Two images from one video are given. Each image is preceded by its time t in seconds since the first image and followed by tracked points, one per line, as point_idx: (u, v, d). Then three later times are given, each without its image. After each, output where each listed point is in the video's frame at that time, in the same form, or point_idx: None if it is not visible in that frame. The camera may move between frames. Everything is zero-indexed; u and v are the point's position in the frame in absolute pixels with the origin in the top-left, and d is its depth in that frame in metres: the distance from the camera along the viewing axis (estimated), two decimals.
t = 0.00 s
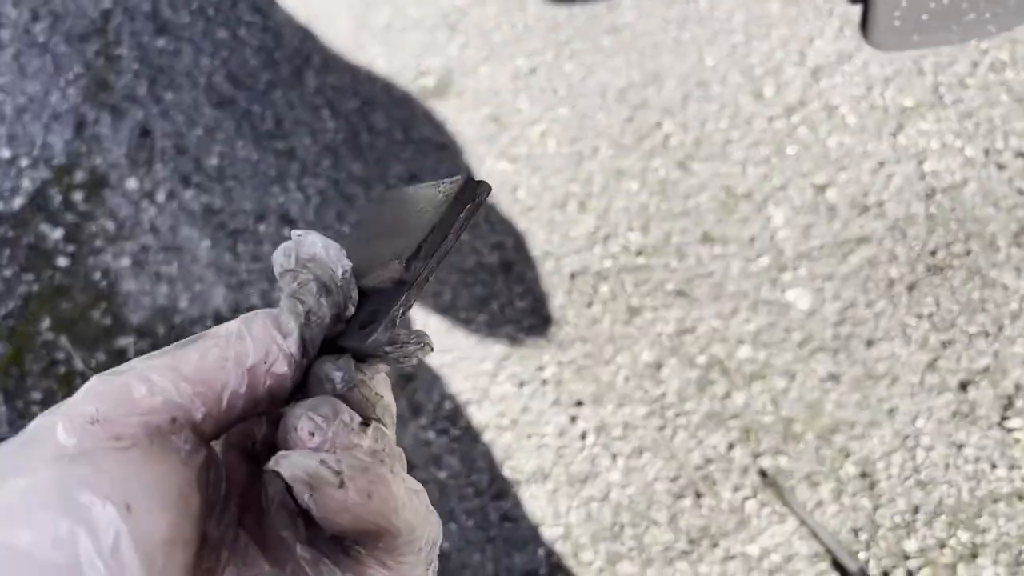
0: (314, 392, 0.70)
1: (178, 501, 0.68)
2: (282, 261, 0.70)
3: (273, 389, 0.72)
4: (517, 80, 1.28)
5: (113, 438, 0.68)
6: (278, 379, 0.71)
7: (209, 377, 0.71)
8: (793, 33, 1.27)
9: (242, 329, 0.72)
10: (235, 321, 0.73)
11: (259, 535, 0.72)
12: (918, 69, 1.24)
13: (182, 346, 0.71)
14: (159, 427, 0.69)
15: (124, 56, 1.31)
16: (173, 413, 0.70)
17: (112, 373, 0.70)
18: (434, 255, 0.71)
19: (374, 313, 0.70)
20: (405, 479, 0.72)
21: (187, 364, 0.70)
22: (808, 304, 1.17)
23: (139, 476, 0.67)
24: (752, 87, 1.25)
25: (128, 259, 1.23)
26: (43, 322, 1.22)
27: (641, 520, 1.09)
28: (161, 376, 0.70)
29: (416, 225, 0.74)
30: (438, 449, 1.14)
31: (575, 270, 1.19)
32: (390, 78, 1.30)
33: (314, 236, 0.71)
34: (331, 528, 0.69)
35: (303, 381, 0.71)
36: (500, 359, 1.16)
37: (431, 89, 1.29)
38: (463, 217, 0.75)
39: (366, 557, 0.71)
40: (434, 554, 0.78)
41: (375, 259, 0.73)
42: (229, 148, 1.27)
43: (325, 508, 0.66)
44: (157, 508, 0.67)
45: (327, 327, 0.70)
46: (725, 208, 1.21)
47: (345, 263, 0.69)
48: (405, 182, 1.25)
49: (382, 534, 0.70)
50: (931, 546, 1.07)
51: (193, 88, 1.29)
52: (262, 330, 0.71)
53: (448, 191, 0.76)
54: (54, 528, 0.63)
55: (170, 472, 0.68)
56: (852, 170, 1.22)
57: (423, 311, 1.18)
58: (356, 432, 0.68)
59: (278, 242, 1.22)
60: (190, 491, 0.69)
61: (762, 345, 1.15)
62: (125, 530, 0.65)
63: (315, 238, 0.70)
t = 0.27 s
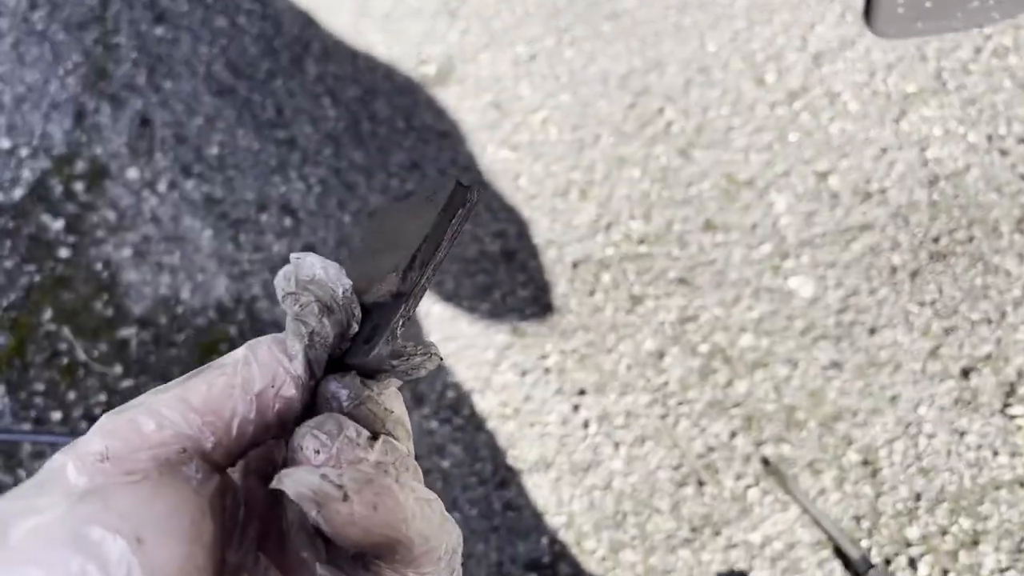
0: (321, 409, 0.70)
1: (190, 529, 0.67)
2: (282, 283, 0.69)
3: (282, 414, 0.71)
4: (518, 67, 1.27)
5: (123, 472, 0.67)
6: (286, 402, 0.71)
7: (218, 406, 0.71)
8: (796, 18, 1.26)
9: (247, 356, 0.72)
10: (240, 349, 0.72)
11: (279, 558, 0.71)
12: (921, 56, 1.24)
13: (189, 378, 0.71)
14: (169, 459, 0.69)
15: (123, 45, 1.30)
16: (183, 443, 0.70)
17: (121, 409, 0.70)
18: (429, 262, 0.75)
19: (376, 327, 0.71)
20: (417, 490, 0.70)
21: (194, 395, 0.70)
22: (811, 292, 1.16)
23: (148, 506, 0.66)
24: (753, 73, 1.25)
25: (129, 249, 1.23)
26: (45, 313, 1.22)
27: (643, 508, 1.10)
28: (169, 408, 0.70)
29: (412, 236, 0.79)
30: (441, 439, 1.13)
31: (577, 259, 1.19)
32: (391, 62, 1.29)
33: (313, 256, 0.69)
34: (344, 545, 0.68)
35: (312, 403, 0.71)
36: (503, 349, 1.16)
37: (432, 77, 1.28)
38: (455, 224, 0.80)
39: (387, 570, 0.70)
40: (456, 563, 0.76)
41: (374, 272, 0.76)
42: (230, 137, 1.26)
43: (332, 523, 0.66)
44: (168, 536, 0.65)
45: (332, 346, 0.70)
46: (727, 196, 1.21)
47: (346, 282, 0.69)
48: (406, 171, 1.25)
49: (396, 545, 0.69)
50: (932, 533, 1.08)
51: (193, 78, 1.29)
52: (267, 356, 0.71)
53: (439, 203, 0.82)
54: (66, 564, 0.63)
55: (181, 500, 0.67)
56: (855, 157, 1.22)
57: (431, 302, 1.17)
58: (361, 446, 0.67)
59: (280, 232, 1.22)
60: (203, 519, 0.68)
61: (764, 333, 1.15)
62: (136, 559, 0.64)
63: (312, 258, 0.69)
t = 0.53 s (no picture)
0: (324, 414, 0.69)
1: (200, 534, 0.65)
2: (288, 287, 0.69)
3: (286, 417, 0.69)
4: (516, 49, 1.27)
5: (133, 477, 0.66)
6: (291, 405, 0.69)
7: (223, 410, 0.69)
8: None
9: (252, 359, 0.70)
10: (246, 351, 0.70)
11: (280, 557, 0.70)
12: (922, 35, 1.23)
13: (194, 380, 0.69)
14: (177, 464, 0.67)
15: (118, 28, 1.29)
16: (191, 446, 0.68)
17: (127, 412, 0.68)
18: (435, 272, 0.74)
19: (381, 332, 0.70)
20: (419, 493, 0.70)
21: (200, 398, 0.68)
22: (811, 274, 1.16)
23: (159, 511, 0.64)
24: (754, 54, 1.24)
25: (127, 234, 1.22)
26: (43, 299, 1.21)
27: (644, 491, 1.10)
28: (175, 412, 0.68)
29: (416, 243, 0.77)
30: (442, 423, 1.13)
31: (577, 243, 1.18)
32: (389, 44, 1.28)
33: (319, 261, 0.70)
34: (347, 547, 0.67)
35: (315, 407, 0.69)
36: (503, 333, 1.16)
37: (430, 60, 1.27)
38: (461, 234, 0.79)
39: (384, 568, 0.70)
40: (451, 562, 0.77)
41: (380, 276, 0.75)
42: (227, 121, 1.25)
43: (338, 527, 0.65)
44: (178, 541, 0.63)
45: (336, 351, 0.69)
46: (727, 178, 1.20)
47: (350, 286, 0.69)
48: (405, 154, 1.24)
49: (397, 547, 0.69)
50: (933, 513, 1.08)
51: (189, 61, 1.27)
52: (271, 359, 0.69)
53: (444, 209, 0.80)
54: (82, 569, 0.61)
55: (190, 504, 0.65)
56: (855, 138, 1.21)
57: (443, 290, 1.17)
58: (368, 451, 0.65)
59: (279, 216, 1.22)
60: (211, 522, 0.66)
61: (765, 316, 1.15)
62: (148, 564, 0.62)
63: (318, 263, 0.70)
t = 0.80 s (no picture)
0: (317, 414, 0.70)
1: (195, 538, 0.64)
2: (278, 286, 0.70)
3: (278, 417, 0.70)
4: (508, 35, 1.26)
5: (125, 482, 0.65)
6: (282, 405, 0.70)
7: (214, 411, 0.69)
8: None
9: (242, 359, 0.70)
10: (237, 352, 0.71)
11: (271, 555, 0.72)
12: (915, 19, 1.23)
13: (184, 381, 0.69)
14: (169, 467, 0.67)
15: (104, 15, 1.27)
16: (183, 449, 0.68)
17: (117, 415, 0.68)
18: (427, 274, 0.70)
19: (372, 332, 0.69)
20: (413, 492, 0.70)
21: (191, 399, 0.68)
22: (805, 260, 1.16)
23: (153, 515, 0.63)
24: (746, 39, 1.23)
25: (117, 224, 1.21)
26: (32, 290, 1.20)
27: (638, 478, 1.10)
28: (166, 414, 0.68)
29: (405, 239, 0.71)
30: (435, 412, 1.13)
31: (570, 230, 1.18)
32: (380, 31, 1.26)
33: (307, 260, 0.70)
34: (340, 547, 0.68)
35: (306, 406, 0.70)
36: (496, 322, 1.15)
37: (421, 47, 1.26)
38: (453, 231, 0.73)
39: (377, 565, 0.71)
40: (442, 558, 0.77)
41: (368, 274, 0.70)
42: (216, 109, 1.24)
43: (333, 528, 0.65)
44: (172, 543, 0.63)
45: (327, 350, 0.69)
46: (720, 164, 1.20)
47: (339, 285, 0.68)
48: (396, 142, 1.23)
49: (390, 545, 0.69)
50: (925, 499, 1.08)
51: (177, 49, 1.26)
52: (262, 359, 0.70)
53: (436, 203, 0.73)
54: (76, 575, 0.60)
55: (183, 507, 0.65)
56: (848, 123, 1.20)
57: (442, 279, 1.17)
58: (359, 450, 0.67)
59: (269, 205, 1.21)
60: (204, 524, 0.65)
61: (758, 302, 1.15)
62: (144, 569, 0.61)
63: (306, 263, 0.70)
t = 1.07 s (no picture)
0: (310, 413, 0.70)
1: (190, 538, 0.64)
2: (272, 284, 0.72)
3: (272, 415, 0.70)
4: (497, 26, 1.25)
5: (119, 483, 0.64)
6: (276, 404, 0.69)
7: (208, 410, 0.68)
8: None
9: (236, 356, 0.69)
10: (229, 349, 0.70)
11: (265, 553, 0.71)
12: (905, 10, 1.22)
13: (176, 380, 0.68)
14: (164, 467, 0.66)
15: (89, 7, 1.26)
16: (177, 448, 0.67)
17: (109, 416, 0.66)
18: (422, 272, 0.72)
19: (366, 330, 0.69)
20: (407, 489, 0.71)
21: (184, 398, 0.68)
22: (795, 253, 1.16)
23: (149, 516, 0.63)
24: (737, 30, 1.23)
25: (104, 220, 1.20)
26: (19, 286, 1.19)
27: (629, 472, 1.10)
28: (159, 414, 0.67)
29: (400, 237, 0.74)
30: (427, 407, 1.13)
31: (561, 223, 1.18)
32: (370, 25, 1.25)
33: (302, 258, 0.72)
34: (334, 544, 0.68)
35: (301, 404, 0.70)
36: (487, 316, 1.15)
37: (409, 39, 1.25)
38: (448, 230, 0.75)
39: (370, 562, 0.71)
40: (435, 552, 0.78)
41: (363, 270, 0.72)
42: (203, 102, 1.23)
43: (329, 527, 0.65)
44: (168, 544, 0.62)
45: (321, 348, 0.70)
46: (711, 156, 1.19)
47: (334, 282, 0.70)
48: (385, 134, 1.22)
49: (385, 543, 0.70)
50: (915, 490, 1.08)
51: (164, 41, 1.25)
52: (256, 356, 0.69)
53: (430, 201, 0.75)
54: None
55: (179, 506, 0.64)
56: (838, 115, 1.20)
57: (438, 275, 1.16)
58: (355, 448, 0.67)
59: (258, 199, 1.20)
60: (200, 524, 0.65)
61: (749, 295, 1.15)
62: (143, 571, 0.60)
63: (301, 261, 0.72)
